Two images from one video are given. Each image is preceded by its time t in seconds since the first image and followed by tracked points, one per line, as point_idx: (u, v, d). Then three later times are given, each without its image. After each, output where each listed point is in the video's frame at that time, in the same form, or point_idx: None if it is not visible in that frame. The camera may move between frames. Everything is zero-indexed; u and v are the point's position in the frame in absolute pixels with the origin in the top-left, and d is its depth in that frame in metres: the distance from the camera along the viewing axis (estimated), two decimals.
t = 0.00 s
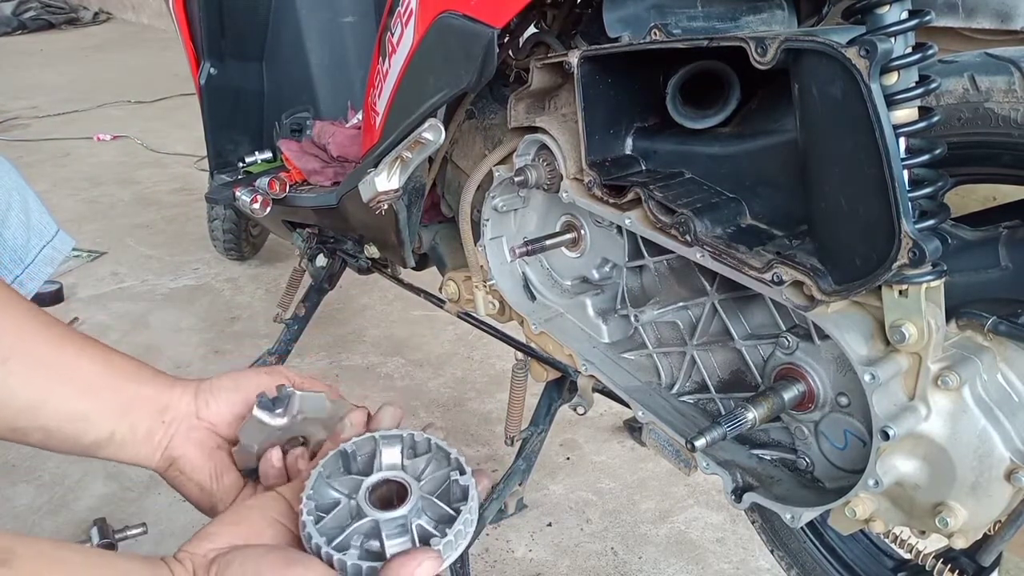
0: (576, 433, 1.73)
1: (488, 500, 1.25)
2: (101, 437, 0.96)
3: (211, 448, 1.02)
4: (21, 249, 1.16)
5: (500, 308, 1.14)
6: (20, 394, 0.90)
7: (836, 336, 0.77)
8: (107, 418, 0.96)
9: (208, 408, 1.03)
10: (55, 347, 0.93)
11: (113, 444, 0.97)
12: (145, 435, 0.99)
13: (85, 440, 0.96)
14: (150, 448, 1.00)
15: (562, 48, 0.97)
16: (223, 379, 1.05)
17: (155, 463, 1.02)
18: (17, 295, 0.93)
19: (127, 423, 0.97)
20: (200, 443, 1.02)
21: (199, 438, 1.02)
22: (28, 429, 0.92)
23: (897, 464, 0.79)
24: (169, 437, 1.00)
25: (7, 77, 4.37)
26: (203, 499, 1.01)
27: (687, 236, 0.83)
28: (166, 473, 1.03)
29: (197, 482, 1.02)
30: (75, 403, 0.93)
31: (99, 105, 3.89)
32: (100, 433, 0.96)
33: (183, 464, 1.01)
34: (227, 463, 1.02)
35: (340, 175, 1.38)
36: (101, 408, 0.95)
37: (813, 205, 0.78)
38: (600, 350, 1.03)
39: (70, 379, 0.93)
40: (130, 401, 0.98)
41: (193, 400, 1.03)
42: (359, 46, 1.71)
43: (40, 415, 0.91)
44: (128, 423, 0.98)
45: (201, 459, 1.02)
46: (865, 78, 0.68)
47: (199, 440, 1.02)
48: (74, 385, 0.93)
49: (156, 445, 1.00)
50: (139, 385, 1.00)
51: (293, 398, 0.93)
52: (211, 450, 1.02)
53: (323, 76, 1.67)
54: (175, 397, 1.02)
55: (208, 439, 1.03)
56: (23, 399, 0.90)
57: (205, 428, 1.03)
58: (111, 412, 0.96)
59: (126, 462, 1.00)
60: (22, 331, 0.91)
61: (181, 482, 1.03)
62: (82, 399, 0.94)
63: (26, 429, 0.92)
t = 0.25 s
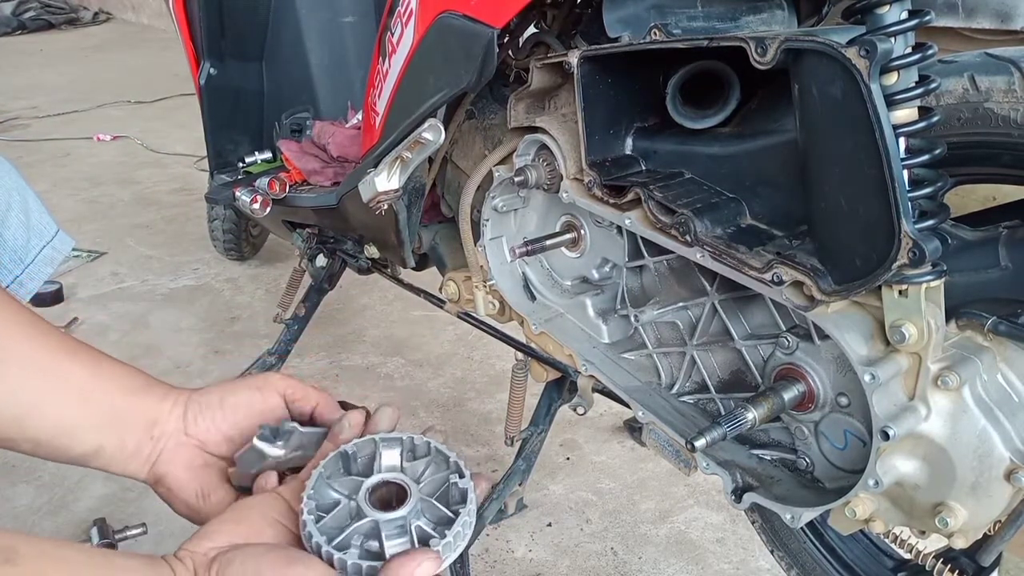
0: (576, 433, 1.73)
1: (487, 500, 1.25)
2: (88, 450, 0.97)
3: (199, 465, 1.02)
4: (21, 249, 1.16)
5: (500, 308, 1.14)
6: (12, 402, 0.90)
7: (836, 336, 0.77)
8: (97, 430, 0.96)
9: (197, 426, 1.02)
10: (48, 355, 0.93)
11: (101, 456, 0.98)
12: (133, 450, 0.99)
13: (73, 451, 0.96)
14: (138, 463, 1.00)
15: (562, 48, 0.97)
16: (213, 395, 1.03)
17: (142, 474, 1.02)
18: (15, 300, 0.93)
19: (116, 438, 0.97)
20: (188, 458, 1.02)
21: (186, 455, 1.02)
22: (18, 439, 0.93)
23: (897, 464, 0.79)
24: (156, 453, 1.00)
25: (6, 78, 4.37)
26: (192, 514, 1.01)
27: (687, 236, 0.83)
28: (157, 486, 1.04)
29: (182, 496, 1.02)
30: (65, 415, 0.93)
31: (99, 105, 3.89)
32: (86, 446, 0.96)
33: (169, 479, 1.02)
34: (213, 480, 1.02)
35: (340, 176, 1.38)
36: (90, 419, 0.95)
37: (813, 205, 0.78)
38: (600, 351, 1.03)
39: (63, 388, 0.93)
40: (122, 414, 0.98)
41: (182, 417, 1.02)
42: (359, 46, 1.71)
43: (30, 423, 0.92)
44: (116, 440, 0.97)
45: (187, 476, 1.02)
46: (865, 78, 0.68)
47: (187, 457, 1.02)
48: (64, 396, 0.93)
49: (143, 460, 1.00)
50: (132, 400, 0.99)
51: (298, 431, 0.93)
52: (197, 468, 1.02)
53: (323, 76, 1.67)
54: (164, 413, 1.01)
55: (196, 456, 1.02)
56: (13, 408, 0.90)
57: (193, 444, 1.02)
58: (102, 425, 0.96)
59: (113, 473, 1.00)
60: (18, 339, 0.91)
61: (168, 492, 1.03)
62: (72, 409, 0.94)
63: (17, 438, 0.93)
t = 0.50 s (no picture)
0: (576, 433, 1.73)
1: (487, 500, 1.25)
2: (87, 444, 0.97)
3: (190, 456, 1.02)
4: (20, 249, 1.16)
5: (500, 308, 1.14)
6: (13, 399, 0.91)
7: (836, 336, 0.77)
8: (95, 426, 0.96)
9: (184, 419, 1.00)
10: (54, 353, 0.93)
11: (98, 451, 0.98)
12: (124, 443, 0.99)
13: (73, 446, 0.96)
14: (131, 455, 1.00)
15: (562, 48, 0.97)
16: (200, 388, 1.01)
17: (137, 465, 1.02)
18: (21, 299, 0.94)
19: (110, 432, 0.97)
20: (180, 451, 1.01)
21: (177, 448, 1.01)
22: (19, 434, 0.93)
23: (897, 464, 0.79)
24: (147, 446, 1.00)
25: (6, 78, 4.37)
26: (185, 506, 1.02)
27: (687, 236, 0.83)
28: (150, 475, 1.04)
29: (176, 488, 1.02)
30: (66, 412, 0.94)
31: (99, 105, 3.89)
32: (86, 441, 0.97)
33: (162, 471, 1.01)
34: (205, 472, 1.01)
35: (340, 175, 1.38)
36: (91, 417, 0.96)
37: (813, 205, 0.78)
38: (600, 350, 1.03)
39: (62, 385, 0.93)
40: (119, 410, 0.98)
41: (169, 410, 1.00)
42: (359, 46, 1.72)
43: (30, 420, 0.92)
44: (106, 433, 0.97)
45: (180, 468, 1.01)
46: (865, 78, 0.68)
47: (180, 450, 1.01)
48: (66, 394, 0.93)
49: (134, 452, 1.00)
50: (127, 393, 0.99)
51: (319, 437, 0.90)
52: (189, 460, 1.02)
53: (322, 75, 1.67)
54: (152, 405, 1.00)
55: (186, 449, 1.02)
56: (12, 404, 0.91)
57: (182, 437, 1.01)
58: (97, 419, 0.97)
59: (110, 464, 1.01)
60: (21, 336, 0.91)
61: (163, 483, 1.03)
62: (71, 406, 0.94)
63: (18, 433, 0.93)
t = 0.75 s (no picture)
0: (576, 433, 1.73)
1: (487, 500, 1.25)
2: (88, 446, 0.97)
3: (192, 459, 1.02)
4: (19, 249, 1.16)
5: (500, 308, 1.14)
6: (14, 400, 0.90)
7: (836, 336, 0.77)
8: (96, 427, 0.96)
9: (188, 422, 1.01)
10: (55, 353, 0.93)
11: (100, 451, 0.98)
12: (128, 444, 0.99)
13: (74, 448, 0.96)
14: (133, 455, 1.00)
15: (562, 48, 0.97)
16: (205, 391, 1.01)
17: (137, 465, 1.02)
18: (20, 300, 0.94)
19: (112, 432, 0.97)
20: (181, 452, 1.02)
21: (180, 450, 1.01)
22: (20, 437, 0.93)
23: (897, 464, 0.79)
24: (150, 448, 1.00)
25: (6, 78, 4.37)
26: (185, 506, 1.03)
27: (687, 236, 0.83)
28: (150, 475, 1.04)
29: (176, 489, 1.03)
30: (68, 413, 0.93)
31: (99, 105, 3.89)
32: (88, 442, 0.97)
33: (164, 473, 1.02)
34: (207, 475, 1.02)
35: (340, 175, 1.38)
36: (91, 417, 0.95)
37: (813, 205, 0.78)
38: (600, 350, 1.03)
39: (63, 385, 0.93)
40: (121, 411, 0.97)
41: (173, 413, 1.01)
42: (359, 46, 1.72)
43: (31, 421, 0.92)
44: (110, 434, 0.97)
45: (182, 470, 1.02)
46: (865, 78, 0.68)
47: (183, 453, 1.02)
48: (67, 394, 0.93)
49: (137, 453, 1.00)
50: (129, 392, 0.99)
51: (307, 443, 0.90)
52: (191, 462, 1.02)
53: (322, 76, 1.67)
54: (156, 407, 1.00)
55: (189, 451, 1.02)
56: (11, 407, 0.90)
57: (185, 439, 1.02)
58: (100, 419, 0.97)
59: (110, 463, 1.01)
60: (22, 337, 0.91)
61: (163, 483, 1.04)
62: (72, 407, 0.94)
63: (19, 436, 0.93)
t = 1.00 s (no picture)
0: (576, 433, 1.73)
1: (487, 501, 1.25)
2: (91, 445, 0.97)
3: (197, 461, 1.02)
4: (19, 248, 1.16)
5: (500, 308, 1.14)
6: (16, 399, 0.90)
7: (836, 336, 0.77)
8: (99, 425, 0.96)
9: (193, 426, 1.00)
10: (56, 352, 0.93)
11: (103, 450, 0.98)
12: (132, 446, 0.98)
13: (76, 446, 0.96)
14: (137, 457, 1.00)
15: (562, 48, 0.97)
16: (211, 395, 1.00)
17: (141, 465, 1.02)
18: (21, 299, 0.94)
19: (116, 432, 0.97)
20: (186, 456, 1.01)
21: (185, 453, 1.01)
22: (22, 435, 0.93)
23: (897, 464, 0.79)
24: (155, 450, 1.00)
25: (6, 78, 4.37)
26: (189, 508, 1.03)
27: (687, 236, 0.83)
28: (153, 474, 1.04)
29: (180, 490, 1.03)
30: (69, 412, 0.93)
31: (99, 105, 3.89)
32: (90, 441, 0.96)
33: (168, 474, 1.02)
34: (211, 477, 1.03)
35: (340, 175, 1.38)
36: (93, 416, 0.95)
37: (813, 205, 0.78)
38: (600, 350, 1.03)
39: (64, 384, 0.93)
40: (124, 411, 0.97)
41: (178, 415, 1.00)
42: (359, 46, 1.72)
43: (33, 419, 0.92)
44: (115, 435, 0.97)
45: (186, 472, 1.02)
46: (865, 78, 0.68)
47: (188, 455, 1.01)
48: (69, 393, 0.93)
49: (141, 455, 1.00)
50: (131, 392, 0.98)
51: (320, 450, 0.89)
52: (196, 465, 1.02)
53: (323, 76, 1.67)
54: (161, 409, 0.99)
55: (193, 454, 1.02)
56: (13, 406, 0.90)
57: (190, 442, 1.01)
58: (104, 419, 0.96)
59: (113, 463, 1.01)
60: (22, 336, 0.91)
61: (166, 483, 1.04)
62: (73, 405, 0.94)
63: (21, 434, 0.93)
